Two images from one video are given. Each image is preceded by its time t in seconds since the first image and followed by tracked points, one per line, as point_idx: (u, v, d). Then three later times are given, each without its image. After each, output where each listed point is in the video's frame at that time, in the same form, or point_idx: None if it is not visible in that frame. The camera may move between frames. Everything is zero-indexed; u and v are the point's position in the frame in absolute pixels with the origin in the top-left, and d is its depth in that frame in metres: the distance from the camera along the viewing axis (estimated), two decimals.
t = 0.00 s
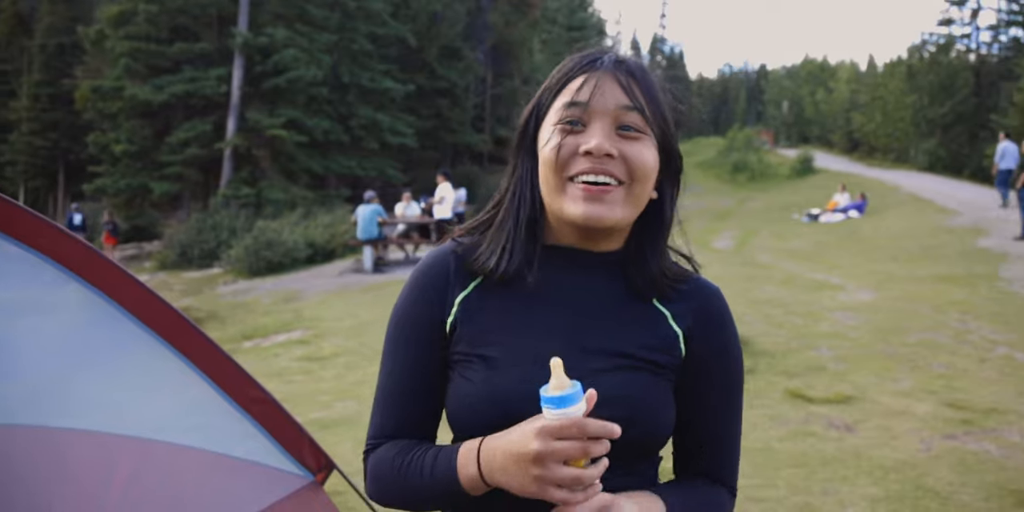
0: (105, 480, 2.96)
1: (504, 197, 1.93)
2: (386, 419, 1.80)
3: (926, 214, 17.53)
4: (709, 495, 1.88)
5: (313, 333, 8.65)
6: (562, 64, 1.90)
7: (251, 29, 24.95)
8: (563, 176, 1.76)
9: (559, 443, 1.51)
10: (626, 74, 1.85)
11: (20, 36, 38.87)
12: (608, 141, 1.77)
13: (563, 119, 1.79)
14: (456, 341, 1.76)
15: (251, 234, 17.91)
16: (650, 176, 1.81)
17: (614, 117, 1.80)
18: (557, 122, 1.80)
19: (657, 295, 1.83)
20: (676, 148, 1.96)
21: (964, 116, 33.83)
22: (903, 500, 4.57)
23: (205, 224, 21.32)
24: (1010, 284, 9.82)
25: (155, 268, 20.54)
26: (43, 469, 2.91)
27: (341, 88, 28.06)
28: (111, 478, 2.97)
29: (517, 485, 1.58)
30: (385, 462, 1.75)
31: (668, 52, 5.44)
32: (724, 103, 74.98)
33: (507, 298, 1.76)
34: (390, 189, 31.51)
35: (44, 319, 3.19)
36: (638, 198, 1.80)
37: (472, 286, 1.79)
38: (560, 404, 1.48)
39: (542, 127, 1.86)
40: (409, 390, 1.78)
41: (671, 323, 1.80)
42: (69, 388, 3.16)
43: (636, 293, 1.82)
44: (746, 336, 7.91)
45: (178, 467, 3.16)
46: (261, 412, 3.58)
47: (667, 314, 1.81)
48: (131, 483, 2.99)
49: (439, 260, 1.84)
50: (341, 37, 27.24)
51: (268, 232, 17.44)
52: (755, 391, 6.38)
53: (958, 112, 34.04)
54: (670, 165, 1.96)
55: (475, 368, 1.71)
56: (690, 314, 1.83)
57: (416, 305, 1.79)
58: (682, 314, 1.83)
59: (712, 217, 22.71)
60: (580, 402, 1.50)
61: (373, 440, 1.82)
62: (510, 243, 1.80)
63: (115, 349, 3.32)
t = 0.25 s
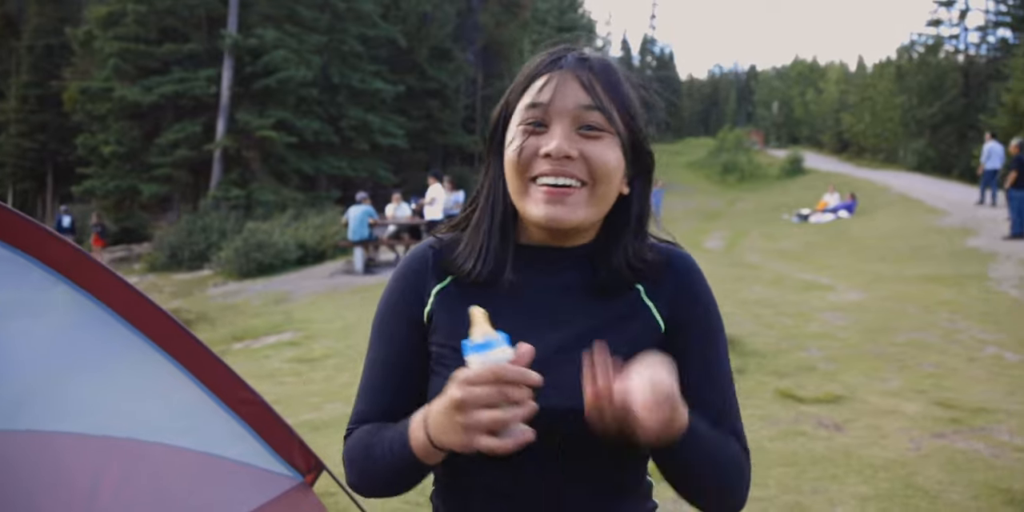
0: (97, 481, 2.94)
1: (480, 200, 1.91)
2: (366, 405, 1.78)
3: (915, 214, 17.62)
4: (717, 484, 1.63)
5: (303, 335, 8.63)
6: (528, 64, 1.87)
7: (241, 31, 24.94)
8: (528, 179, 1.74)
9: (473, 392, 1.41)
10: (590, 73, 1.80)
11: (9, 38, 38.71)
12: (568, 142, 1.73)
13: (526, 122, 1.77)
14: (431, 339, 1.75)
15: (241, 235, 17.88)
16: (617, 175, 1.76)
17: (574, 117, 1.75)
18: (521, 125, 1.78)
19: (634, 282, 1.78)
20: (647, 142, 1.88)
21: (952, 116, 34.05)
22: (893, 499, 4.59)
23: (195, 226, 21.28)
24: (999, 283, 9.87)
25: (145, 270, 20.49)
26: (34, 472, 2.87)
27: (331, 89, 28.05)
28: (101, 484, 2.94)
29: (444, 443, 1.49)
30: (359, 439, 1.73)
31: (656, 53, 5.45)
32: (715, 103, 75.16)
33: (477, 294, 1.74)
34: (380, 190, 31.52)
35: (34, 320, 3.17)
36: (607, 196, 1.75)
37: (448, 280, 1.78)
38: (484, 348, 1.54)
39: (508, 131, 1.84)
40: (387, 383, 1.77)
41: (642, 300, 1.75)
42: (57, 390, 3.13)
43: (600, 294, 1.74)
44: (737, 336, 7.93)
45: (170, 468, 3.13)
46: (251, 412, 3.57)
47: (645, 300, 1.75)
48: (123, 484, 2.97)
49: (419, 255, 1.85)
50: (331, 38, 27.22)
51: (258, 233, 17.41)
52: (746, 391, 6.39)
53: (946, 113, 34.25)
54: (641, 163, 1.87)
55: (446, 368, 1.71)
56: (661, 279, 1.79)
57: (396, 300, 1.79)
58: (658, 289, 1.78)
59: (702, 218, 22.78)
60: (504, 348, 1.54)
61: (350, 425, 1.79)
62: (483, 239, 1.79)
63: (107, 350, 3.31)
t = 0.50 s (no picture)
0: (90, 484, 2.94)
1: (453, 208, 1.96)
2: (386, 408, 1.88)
3: (908, 214, 17.65)
4: (702, 438, 1.43)
5: (297, 337, 8.62)
6: (466, 75, 1.85)
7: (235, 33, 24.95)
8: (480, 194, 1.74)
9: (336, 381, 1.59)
10: (521, 74, 1.74)
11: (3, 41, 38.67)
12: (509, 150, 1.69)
13: (469, 137, 1.77)
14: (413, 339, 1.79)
15: (235, 237, 17.87)
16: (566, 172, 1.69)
17: (512, 124, 1.71)
18: (466, 141, 1.78)
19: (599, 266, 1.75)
20: (594, 130, 1.78)
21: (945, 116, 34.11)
22: (888, 499, 4.59)
23: (189, 228, 21.26)
24: (992, 283, 9.88)
25: (139, 272, 20.48)
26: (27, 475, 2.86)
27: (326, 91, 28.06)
28: (94, 489, 2.93)
29: (348, 425, 1.65)
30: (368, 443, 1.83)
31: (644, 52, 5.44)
32: (710, 104, 75.24)
33: (451, 297, 1.76)
34: (375, 192, 31.54)
35: (28, 323, 3.18)
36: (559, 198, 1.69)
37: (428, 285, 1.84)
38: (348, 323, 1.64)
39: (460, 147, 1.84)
40: (398, 384, 1.87)
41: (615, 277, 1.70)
42: (52, 392, 3.13)
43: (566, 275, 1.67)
44: (731, 337, 7.92)
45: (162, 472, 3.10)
46: (244, 415, 3.49)
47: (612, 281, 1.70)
48: (119, 485, 2.97)
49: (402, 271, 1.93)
50: (325, 40, 27.22)
51: (252, 235, 17.40)
52: (741, 392, 6.39)
53: (939, 113, 34.33)
54: (588, 146, 1.78)
55: (427, 359, 1.72)
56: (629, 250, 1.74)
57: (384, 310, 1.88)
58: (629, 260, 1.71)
59: (696, 218, 22.80)
60: (369, 326, 1.62)
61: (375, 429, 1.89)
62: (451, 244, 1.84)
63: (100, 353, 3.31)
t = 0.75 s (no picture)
0: (93, 487, 2.97)
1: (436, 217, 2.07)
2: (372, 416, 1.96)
3: (911, 218, 17.60)
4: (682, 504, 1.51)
5: (300, 341, 8.63)
6: (444, 82, 1.94)
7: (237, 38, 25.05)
8: (462, 195, 1.83)
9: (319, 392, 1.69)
10: (500, 77, 1.83)
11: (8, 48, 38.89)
12: (488, 149, 1.77)
13: (448, 138, 1.87)
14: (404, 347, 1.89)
15: (238, 242, 17.92)
16: (545, 172, 1.79)
17: (490, 125, 1.79)
18: (445, 143, 1.88)
19: (585, 276, 1.83)
20: (572, 134, 1.87)
21: (948, 118, 34.53)
22: (893, 505, 4.56)
23: (193, 232, 21.32)
24: (996, 286, 9.84)
25: (143, 276, 20.55)
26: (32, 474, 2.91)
27: (328, 96, 28.17)
28: (96, 495, 2.96)
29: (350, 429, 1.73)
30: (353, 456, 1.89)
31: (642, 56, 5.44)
32: (712, 108, 75.19)
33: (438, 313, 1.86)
34: (377, 197, 31.63)
35: (33, 325, 3.20)
36: (537, 198, 1.79)
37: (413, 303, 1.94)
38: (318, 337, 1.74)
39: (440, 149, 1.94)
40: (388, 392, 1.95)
41: (601, 304, 1.77)
42: (58, 393, 3.17)
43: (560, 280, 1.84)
44: (735, 341, 7.89)
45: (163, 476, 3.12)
46: (249, 418, 3.52)
47: (597, 297, 1.78)
48: (120, 489, 2.99)
49: (394, 292, 2.03)
50: (327, 45, 27.32)
51: (255, 240, 17.45)
52: (745, 397, 6.37)
53: (942, 116, 34.25)
54: (566, 148, 1.86)
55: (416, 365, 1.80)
56: (620, 289, 1.79)
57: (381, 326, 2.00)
58: (614, 292, 1.78)
59: (698, 222, 22.77)
60: (347, 335, 1.72)
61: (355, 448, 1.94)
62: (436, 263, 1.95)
63: (104, 355, 3.33)
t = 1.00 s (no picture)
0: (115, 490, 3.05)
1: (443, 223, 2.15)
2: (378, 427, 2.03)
3: (927, 220, 17.45)
4: None
5: (314, 344, 8.66)
6: (458, 83, 2.07)
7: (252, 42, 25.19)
8: (465, 184, 1.91)
9: (411, 404, 1.66)
10: (509, 77, 1.93)
11: (27, 53, 39.33)
12: (490, 139, 1.86)
13: (455, 131, 1.96)
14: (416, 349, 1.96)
15: (252, 245, 18.01)
16: (546, 165, 1.86)
17: (493, 118, 1.89)
18: (452, 137, 1.97)
19: (593, 279, 1.82)
20: (579, 137, 1.95)
21: (966, 120, 34.17)
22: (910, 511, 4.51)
23: (207, 236, 21.45)
24: (1015, 290, 9.73)
25: (159, 279, 20.68)
26: (55, 481, 2.98)
27: (342, 100, 28.31)
28: (119, 498, 3.04)
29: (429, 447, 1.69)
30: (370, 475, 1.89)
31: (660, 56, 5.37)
32: (725, 110, 74.86)
33: (445, 313, 1.92)
34: (391, 200, 31.73)
35: (52, 329, 3.24)
36: (537, 187, 1.84)
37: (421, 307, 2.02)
38: (399, 351, 1.68)
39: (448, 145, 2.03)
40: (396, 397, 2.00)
41: (610, 309, 1.75)
42: (78, 397, 3.22)
43: (565, 281, 1.83)
44: (749, 345, 7.84)
45: (184, 480, 3.21)
46: (267, 421, 3.60)
47: (604, 297, 1.77)
48: (142, 493, 3.08)
49: (400, 300, 2.12)
50: (341, 49, 27.45)
51: (270, 243, 17.53)
52: (760, 401, 6.33)
53: (959, 118, 33.94)
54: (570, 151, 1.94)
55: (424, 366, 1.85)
56: (640, 294, 1.76)
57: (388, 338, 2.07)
58: (624, 295, 1.77)
59: (712, 225, 22.67)
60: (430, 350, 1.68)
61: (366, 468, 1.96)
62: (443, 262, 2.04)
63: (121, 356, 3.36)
